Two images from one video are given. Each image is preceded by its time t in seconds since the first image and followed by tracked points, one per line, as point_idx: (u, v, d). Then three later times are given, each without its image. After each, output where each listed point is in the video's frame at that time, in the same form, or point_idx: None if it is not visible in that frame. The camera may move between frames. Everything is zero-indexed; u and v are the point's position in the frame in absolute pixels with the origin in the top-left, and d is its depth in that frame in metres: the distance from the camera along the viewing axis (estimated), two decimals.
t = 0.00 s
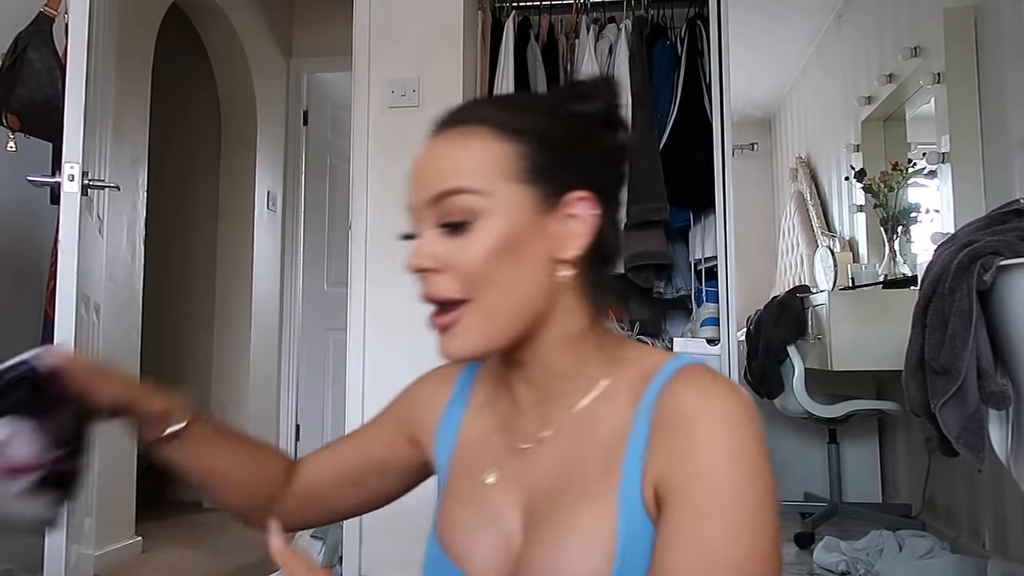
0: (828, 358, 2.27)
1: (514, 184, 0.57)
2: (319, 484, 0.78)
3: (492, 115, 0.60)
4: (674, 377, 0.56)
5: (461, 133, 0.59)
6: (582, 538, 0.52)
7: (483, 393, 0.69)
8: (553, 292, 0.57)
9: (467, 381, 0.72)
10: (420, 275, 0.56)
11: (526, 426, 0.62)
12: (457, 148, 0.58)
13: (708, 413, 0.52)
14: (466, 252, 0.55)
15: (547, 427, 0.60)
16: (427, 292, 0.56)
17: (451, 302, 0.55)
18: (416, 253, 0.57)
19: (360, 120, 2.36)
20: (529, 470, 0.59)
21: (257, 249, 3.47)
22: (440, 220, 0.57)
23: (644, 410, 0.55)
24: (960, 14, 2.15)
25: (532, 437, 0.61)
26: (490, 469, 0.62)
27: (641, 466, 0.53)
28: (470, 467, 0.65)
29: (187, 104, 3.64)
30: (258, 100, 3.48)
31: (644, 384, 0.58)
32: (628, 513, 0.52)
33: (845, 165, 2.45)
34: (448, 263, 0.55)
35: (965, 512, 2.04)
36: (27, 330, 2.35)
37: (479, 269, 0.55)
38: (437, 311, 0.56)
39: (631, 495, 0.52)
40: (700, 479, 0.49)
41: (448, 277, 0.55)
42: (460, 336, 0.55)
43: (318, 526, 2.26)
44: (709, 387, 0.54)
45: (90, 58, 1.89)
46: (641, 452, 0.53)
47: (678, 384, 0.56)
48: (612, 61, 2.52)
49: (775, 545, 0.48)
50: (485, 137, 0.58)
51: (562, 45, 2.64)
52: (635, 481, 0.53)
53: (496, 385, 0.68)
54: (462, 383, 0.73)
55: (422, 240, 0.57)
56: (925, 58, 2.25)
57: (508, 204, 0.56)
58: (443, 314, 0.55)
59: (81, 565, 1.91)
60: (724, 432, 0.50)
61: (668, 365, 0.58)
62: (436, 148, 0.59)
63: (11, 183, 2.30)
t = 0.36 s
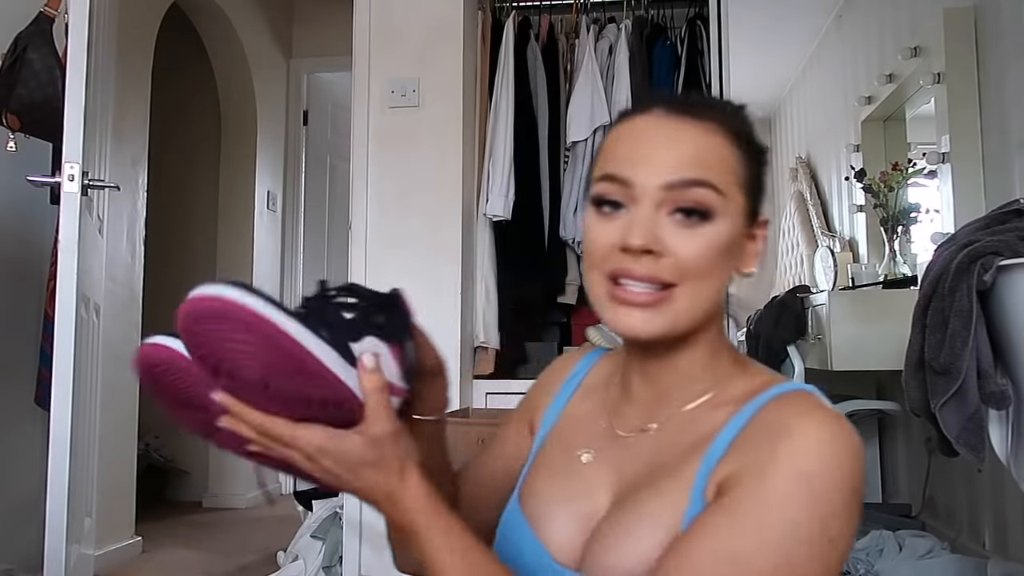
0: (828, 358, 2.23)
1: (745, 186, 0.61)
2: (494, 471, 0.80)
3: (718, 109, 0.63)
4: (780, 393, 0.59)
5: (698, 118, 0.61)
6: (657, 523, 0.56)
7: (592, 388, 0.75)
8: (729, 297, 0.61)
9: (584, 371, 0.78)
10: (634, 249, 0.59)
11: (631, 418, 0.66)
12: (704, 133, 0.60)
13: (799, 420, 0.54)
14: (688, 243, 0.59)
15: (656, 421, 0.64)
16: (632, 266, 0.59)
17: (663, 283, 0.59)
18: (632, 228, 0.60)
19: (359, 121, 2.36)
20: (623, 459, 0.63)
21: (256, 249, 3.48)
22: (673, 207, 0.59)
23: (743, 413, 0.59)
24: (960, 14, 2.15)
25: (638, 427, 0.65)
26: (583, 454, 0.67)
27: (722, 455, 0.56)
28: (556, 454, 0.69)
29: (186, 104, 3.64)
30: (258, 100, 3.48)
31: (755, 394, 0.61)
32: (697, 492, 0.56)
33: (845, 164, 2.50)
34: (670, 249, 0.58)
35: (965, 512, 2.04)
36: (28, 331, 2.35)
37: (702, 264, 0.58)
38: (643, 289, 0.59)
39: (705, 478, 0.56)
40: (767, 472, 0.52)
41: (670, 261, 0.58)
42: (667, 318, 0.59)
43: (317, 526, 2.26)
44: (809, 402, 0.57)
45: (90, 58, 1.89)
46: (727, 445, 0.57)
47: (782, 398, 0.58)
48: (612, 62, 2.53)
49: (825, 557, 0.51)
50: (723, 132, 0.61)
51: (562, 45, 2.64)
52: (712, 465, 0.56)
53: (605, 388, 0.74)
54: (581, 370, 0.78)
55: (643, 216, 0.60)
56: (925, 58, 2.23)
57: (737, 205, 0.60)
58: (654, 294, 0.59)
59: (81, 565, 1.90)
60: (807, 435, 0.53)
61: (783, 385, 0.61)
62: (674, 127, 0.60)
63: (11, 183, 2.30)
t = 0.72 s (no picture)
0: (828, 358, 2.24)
1: (821, 205, 0.64)
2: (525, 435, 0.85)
3: (812, 114, 0.65)
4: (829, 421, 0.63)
5: (790, 123, 0.63)
6: (693, 534, 0.62)
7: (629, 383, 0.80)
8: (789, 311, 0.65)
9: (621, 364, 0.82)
10: (697, 252, 0.62)
11: (668, 428, 0.72)
12: (790, 143, 0.63)
13: (850, 455, 0.58)
14: (755, 252, 0.62)
15: (696, 430, 0.70)
16: (691, 269, 0.63)
17: (717, 293, 0.62)
18: (700, 229, 0.63)
19: (359, 121, 2.36)
20: (660, 462, 0.70)
21: (257, 249, 3.47)
22: (745, 212, 0.63)
23: (790, 436, 0.63)
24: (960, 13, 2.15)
25: (679, 435, 0.71)
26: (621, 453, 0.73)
27: (766, 476, 0.61)
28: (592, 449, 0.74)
29: (186, 103, 3.64)
30: (258, 99, 3.48)
31: (802, 417, 0.66)
32: (736, 509, 0.61)
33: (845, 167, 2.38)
34: (734, 255, 0.62)
35: (965, 512, 2.04)
36: (27, 331, 2.35)
37: (759, 280, 0.62)
38: (698, 293, 0.63)
39: (745, 495, 0.61)
40: (820, 496, 0.56)
41: (731, 270, 0.62)
42: (719, 325, 0.63)
43: (317, 525, 2.27)
44: (860, 435, 0.60)
45: (90, 58, 1.89)
46: (773, 467, 0.61)
47: (832, 425, 0.62)
48: (612, 62, 2.53)
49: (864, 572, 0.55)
50: (811, 143, 0.63)
51: (562, 45, 2.64)
52: (756, 483, 0.61)
53: (641, 388, 0.79)
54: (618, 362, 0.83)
55: (711, 219, 0.63)
56: (925, 58, 2.23)
57: (808, 224, 0.63)
58: (708, 300, 0.63)
59: (81, 565, 1.90)
60: (855, 473, 0.57)
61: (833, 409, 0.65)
62: (763, 129, 0.63)
63: (11, 184, 2.30)
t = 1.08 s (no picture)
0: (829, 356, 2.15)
1: (850, 201, 0.71)
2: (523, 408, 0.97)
3: (860, 107, 0.72)
4: (847, 427, 0.69)
5: (834, 113, 0.71)
6: (708, 534, 0.69)
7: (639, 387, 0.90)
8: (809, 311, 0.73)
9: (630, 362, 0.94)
10: (724, 235, 0.70)
11: (687, 429, 0.81)
12: (832, 132, 0.70)
13: (874, 464, 0.63)
14: (780, 246, 0.69)
15: (713, 432, 0.79)
16: (717, 251, 0.70)
17: (741, 278, 0.70)
18: (729, 212, 0.70)
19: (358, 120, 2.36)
20: (675, 467, 0.78)
21: (257, 248, 3.48)
22: (778, 201, 0.70)
23: (808, 441, 0.70)
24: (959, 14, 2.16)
25: (697, 436, 0.80)
26: (640, 461, 0.80)
27: (783, 480, 0.68)
28: (608, 456, 0.82)
29: (185, 102, 3.63)
30: (257, 99, 3.48)
31: (820, 423, 0.73)
32: (752, 512, 0.68)
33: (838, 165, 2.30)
34: (760, 243, 0.69)
35: (965, 512, 2.04)
36: (29, 331, 2.35)
37: (782, 270, 0.69)
38: (723, 278, 0.70)
39: (761, 501, 0.68)
40: (844, 501, 0.61)
41: (755, 257, 0.69)
42: (744, 310, 0.70)
43: (317, 526, 2.34)
44: (883, 442, 0.65)
45: (90, 58, 1.89)
46: (791, 472, 0.68)
47: (851, 432, 0.68)
48: (612, 62, 2.54)
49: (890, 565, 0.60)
50: (854, 134, 0.71)
51: (562, 45, 2.64)
52: (772, 488, 0.68)
53: (656, 382, 0.90)
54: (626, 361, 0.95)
55: (742, 203, 0.70)
56: (926, 58, 2.24)
57: (836, 220, 0.70)
58: (732, 286, 0.70)
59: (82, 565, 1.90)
60: (873, 482, 0.62)
61: (853, 412, 0.72)
62: (805, 118, 0.70)
63: (12, 184, 2.30)
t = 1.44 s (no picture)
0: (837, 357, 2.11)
1: (852, 199, 0.70)
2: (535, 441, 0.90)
3: (857, 101, 0.72)
4: (856, 434, 0.69)
5: (830, 110, 0.70)
6: (715, 543, 0.69)
7: (635, 390, 0.88)
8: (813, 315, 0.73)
9: (623, 360, 0.92)
10: (723, 244, 0.69)
11: (688, 435, 0.81)
12: (829, 129, 0.69)
13: (885, 475, 0.63)
14: (782, 250, 0.69)
15: (717, 437, 0.78)
16: (717, 260, 0.70)
17: (743, 287, 0.69)
18: (727, 220, 0.70)
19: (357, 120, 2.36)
20: (680, 473, 0.78)
21: (256, 248, 3.48)
22: (776, 204, 0.70)
23: (816, 448, 0.70)
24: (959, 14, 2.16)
25: (701, 441, 0.79)
26: (644, 469, 0.79)
27: (792, 486, 0.68)
28: (609, 460, 0.81)
29: (185, 102, 3.63)
30: (257, 99, 3.48)
31: (828, 430, 0.73)
32: (758, 520, 0.68)
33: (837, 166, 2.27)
34: (761, 250, 0.69)
35: (965, 512, 2.04)
36: (29, 331, 2.35)
37: (784, 276, 0.69)
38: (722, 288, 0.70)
39: (767, 508, 0.68)
40: (854, 512, 0.61)
41: (755, 264, 0.69)
42: (746, 319, 0.70)
43: (318, 526, 2.34)
44: (893, 451, 0.65)
45: (89, 57, 1.89)
46: (798, 478, 0.68)
47: (860, 439, 0.68)
48: (612, 62, 2.54)
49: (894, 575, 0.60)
50: (850, 130, 0.70)
51: (562, 44, 2.64)
52: (779, 494, 0.68)
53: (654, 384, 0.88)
54: (619, 360, 0.92)
55: (740, 210, 0.70)
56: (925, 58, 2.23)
57: (837, 220, 0.70)
58: (732, 296, 0.70)
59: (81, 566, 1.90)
60: (884, 492, 0.62)
61: (861, 419, 0.72)
62: (799, 116, 0.70)
63: (13, 183, 2.31)
